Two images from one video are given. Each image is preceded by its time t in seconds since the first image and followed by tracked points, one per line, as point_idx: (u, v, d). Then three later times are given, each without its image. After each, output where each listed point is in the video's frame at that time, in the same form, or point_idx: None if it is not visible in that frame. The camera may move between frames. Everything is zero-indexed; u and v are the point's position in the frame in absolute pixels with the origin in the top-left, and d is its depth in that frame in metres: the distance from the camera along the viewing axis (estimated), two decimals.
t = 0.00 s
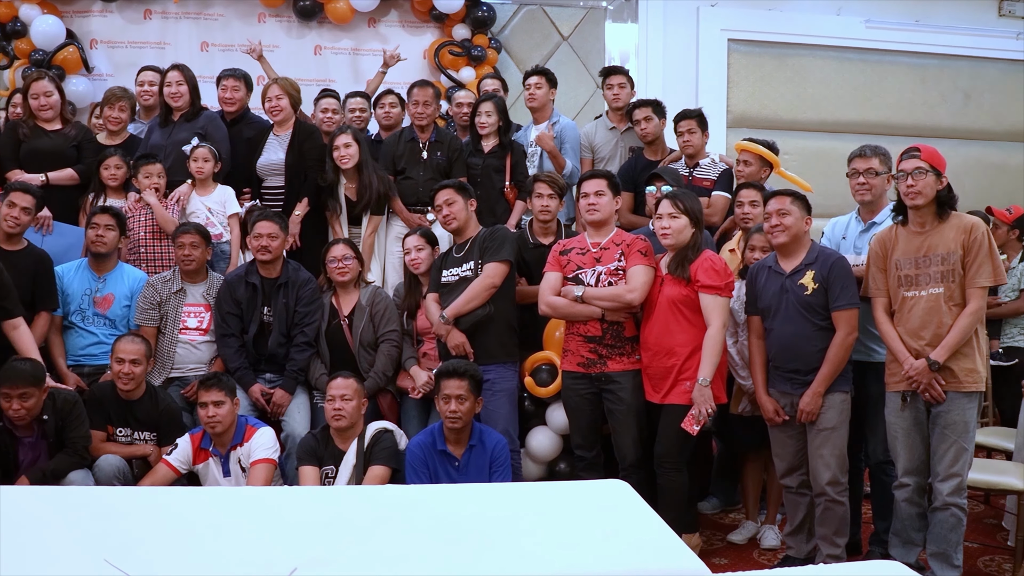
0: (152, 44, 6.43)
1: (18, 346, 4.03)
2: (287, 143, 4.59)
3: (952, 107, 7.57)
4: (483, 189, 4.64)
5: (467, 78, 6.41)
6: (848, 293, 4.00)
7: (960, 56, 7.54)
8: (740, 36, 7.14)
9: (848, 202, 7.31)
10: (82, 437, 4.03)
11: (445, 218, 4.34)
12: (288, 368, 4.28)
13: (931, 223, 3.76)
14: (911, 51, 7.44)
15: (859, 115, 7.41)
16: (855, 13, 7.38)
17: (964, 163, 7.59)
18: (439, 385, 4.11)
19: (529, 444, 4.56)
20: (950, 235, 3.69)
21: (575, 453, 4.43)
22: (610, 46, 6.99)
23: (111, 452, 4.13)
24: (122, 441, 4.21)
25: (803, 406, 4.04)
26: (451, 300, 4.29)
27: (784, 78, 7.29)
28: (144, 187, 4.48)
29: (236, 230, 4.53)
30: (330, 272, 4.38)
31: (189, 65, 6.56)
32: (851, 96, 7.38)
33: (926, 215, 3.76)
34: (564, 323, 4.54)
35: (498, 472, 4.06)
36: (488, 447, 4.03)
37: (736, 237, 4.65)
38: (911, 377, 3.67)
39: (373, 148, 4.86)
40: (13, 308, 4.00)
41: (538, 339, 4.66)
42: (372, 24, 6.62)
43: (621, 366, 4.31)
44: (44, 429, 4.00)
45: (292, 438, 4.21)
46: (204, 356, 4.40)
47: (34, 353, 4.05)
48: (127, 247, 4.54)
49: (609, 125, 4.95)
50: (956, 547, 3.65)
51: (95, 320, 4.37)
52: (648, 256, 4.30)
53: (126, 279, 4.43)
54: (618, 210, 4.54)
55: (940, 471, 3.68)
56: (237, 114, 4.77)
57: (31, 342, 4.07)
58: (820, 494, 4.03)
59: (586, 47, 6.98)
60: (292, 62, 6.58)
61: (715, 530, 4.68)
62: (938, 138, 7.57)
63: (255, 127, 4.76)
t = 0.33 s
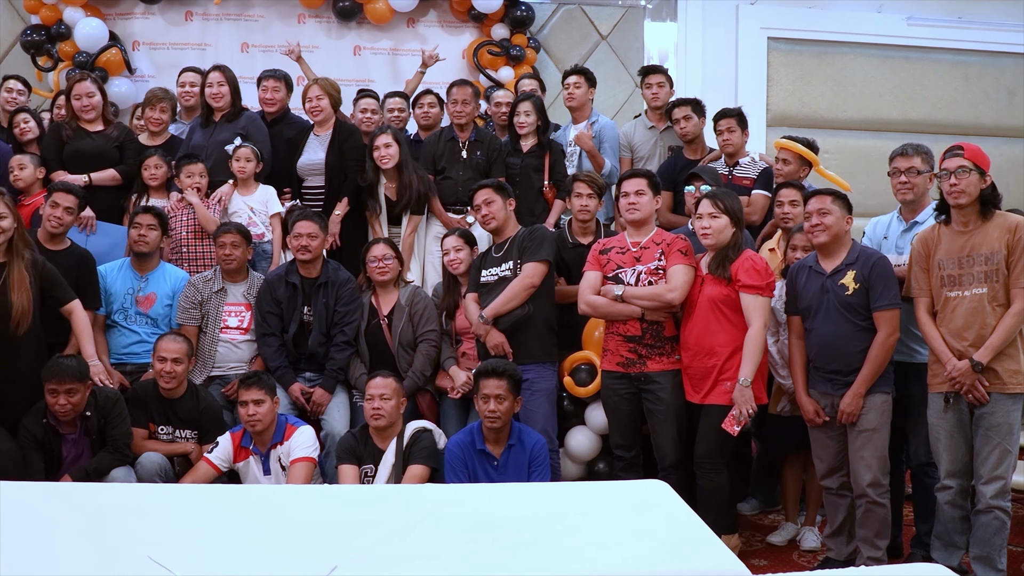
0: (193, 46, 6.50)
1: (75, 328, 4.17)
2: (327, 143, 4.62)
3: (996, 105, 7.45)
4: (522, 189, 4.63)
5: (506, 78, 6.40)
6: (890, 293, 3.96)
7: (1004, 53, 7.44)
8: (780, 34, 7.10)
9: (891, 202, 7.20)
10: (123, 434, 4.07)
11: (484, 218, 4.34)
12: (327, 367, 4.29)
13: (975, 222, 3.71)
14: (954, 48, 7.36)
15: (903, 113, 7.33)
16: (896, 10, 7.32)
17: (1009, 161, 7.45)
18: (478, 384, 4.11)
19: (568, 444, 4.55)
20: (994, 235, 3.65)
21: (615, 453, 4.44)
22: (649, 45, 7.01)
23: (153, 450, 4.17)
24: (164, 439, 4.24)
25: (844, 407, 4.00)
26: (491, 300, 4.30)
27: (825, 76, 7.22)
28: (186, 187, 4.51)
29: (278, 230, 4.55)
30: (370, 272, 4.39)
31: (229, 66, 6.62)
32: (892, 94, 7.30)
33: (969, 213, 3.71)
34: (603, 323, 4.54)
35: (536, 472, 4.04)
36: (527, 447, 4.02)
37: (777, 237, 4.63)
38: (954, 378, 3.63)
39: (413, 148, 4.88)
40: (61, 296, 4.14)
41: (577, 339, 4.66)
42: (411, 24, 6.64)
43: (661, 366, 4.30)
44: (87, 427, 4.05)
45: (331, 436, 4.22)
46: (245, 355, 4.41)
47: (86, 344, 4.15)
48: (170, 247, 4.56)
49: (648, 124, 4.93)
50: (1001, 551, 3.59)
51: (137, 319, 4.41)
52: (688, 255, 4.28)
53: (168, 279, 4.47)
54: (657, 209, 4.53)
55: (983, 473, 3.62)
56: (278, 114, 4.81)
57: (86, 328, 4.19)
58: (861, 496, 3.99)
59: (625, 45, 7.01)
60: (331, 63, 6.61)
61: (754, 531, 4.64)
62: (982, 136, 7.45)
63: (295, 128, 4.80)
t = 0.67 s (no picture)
0: (240, 47, 6.57)
1: (103, 338, 4.20)
2: (373, 143, 4.63)
3: None
4: (568, 189, 4.65)
5: (551, 77, 6.39)
6: (940, 293, 3.90)
7: None
8: (827, 32, 7.05)
9: (941, 201, 7.09)
10: (170, 431, 4.12)
11: (530, 217, 4.35)
12: (374, 366, 4.30)
13: None
14: (1003, 46, 7.26)
15: (952, 112, 7.24)
16: (945, 8, 7.23)
17: None
18: (523, 384, 4.11)
19: (613, 444, 4.54)
20: None
21: (660, 454, 4.43)
22: (695, 44, 6.99)
23: (200, 447, 4.21)
24: (211, 436, 4.28)
25: (892, 409, 3.95)
26: (537, 300, 4.30)
27: (872, 75, 7.16)
28: (232, 186, 4.54)
29: (324, 229, 4.58)
30: (416, 271, 4.41)
31: (276, 66, 6.68)
32: (940, 93, 7.22)
33: (1020, 213, 3.66)
34: (649, 323, 4.53)
35: (581, 472, 4.03)
36: (572, 447, 4.01)
37: (825, 236, 4.57)
38: (1005, 381, 3.58)
39: (458, 148, 4.89)
40: (103, 298, 4.20)
41: (622, 339, 4.65)
42: (456, 23, 6.65)
43: (706, 367, 4.28)
44: (135, 422, 4.10)
45: (376, 434, 4.23)
46: (291, 353, 4.43)
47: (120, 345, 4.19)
48: (218, 246, 4.60)
49: (694, 124, 4.91)
50: None
51: (185, 317, 4.45)
52: (735, 255, 4.25)
53: (216, 278, 4.50)
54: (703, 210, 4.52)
55: None
56: (324, 114, 4.84)
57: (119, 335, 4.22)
58: (909, 499, 3.93)
59: (669, 44, 7.00)
60: (378, 63, 6.65)
61: (800, 534, 4.60)
62: None
63: (341, 127, 4.82)
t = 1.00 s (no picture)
0: (284, 48, 6.64)
1: (149, 334, 4.27)
2: (416, 143, 4.65)
3: None
4: (611, 189, 4.65)
5: (594, 78, 6.37)
6: (987, 295, 3.84)
7: None
8: (872, 31, 6.98)
9: (987, 201, 6.99)
10: (215, 430, 4.15)
11: (573, 217, 4.35)
12: (417, 366, 4.32)
13: None
14: None
15: (1000, 112, 7.15)
16: (993, 6, 7.13)
17: None
18: (566, 384, 4.10)
19: (655, 445, 4.55)
20: None
21: (703, 455, 4.41)
22: (739, 43, 7.00)
23: (243, 445, 4.24)
24: (254, 435, 4.31)
25: (938, 412, 3.90)
26: (580, 300, 4.30)
27: (917, 74, 7.09)
28: (275, 187, 4.58)
29: (366, 229, 4.61)
30: (460, 271, 4.42)
31: (319, 67, 6.75)
32: (988, 92, 7.12)
33: None
34: (692, 324, 4.52)
35: (624, 473, 4.02)
36: (615, 448, 4.00)
37: (869, 237, 4.53)
38: None
39: (502, 148, 4.90)
40: (145, 293, 4.25)
41: (665, 340, 4.64)
42: (499, 24, 6.67)
43: (750, 368, 4.26)
44: (180, 420, 4.13)
45: (419, 434, 4.25)
46: (334, 352, 4.45)
47: (165, 343, 4.23)
48: (262, 246, 4.62)
49: (737, 124, 4.89)
50: None
51: (229, 316, 4.48)
52: (779, 256, 4.22)
53: (260, 277, 4.54)
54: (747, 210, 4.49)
55: None
56: (367, 115, 4.85)
57: (163, 331, 4.27)
58: (955, 503, 3.89)
59: (713, 43, 7.03)
60: (421, 64, 6.69)
61: (844, 537, 4.56)
62: None
63: (384, 128, 4.83)
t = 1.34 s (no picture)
0: (329, 49, 6.71)
1: (195, 333, 4.28)
2: (460, 144, 4.66)
3: None
4: (655, 190, 4.65)
5: (638, 77, 6.34)
6: None
7: None
8: (919, 29, 6.93)
9: None
10: (259, 428, 4.17)
11: (617, 218, 4.34)
12: (460, 366, 4.33)
13: None
14: None
15: None
16: None
17: None
18: (609, 384, 4.09)
19: (699, 446, 4.54)
20: None
21: (747, 457, 4.38)
22: (784, 42, 6.95)
23: (288, 444, 4.27)
24: (298, 434, 4.34)
25: (986, 415, 3.83)
26: (623, 300, 4.29)
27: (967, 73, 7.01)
28: (323, 188, 4.61)
29: (411, 229, 4.64)
30: (507, 271, 4.43)
31: (364, 68, 6.82)
32: None
33: None
34: (737, 324, 4.50)
35: (667, 474, 4.00)
36: (658, 449, 3.99)
37: (917, 238, 4.49)
38: None
39: (545, 149, 4.89)
40: (190, 292, 4.27)
41: (709, 341, 4.62)
42: (543, 24, 6.68)
43: (795, 370, 4.22)
44: (225, 419, 4.16)
45: (462, 433, 4.26)
46: (378, 352, 4.47)
47: (211, 342, 4.25)
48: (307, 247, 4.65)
49: (782, 124, 4.86)
50: None
51: (275, 316, 4.51)
52: (824, 257, 4.19)
53: (305, 277, 4.56)
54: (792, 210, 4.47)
55: None
56: (410, 116, 4.88)
57: (209, 329, 4.28)
58: (1004, 508, 3.79)
59: (758, 43, 6.97)
60: (465, 64, 6.72)
61: (889, 541, 4.50)
62: None
63: (428, 129, 4.86)
